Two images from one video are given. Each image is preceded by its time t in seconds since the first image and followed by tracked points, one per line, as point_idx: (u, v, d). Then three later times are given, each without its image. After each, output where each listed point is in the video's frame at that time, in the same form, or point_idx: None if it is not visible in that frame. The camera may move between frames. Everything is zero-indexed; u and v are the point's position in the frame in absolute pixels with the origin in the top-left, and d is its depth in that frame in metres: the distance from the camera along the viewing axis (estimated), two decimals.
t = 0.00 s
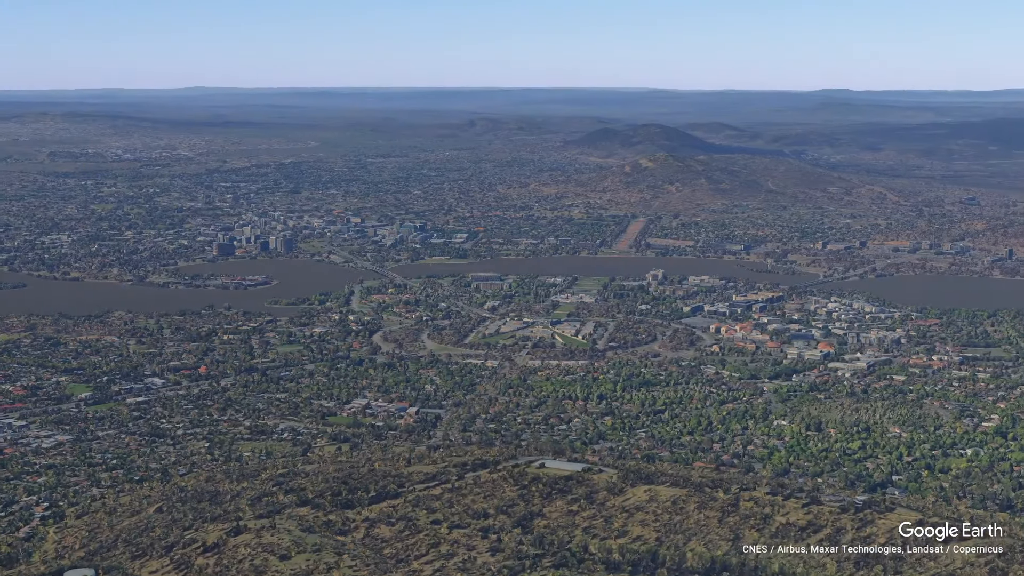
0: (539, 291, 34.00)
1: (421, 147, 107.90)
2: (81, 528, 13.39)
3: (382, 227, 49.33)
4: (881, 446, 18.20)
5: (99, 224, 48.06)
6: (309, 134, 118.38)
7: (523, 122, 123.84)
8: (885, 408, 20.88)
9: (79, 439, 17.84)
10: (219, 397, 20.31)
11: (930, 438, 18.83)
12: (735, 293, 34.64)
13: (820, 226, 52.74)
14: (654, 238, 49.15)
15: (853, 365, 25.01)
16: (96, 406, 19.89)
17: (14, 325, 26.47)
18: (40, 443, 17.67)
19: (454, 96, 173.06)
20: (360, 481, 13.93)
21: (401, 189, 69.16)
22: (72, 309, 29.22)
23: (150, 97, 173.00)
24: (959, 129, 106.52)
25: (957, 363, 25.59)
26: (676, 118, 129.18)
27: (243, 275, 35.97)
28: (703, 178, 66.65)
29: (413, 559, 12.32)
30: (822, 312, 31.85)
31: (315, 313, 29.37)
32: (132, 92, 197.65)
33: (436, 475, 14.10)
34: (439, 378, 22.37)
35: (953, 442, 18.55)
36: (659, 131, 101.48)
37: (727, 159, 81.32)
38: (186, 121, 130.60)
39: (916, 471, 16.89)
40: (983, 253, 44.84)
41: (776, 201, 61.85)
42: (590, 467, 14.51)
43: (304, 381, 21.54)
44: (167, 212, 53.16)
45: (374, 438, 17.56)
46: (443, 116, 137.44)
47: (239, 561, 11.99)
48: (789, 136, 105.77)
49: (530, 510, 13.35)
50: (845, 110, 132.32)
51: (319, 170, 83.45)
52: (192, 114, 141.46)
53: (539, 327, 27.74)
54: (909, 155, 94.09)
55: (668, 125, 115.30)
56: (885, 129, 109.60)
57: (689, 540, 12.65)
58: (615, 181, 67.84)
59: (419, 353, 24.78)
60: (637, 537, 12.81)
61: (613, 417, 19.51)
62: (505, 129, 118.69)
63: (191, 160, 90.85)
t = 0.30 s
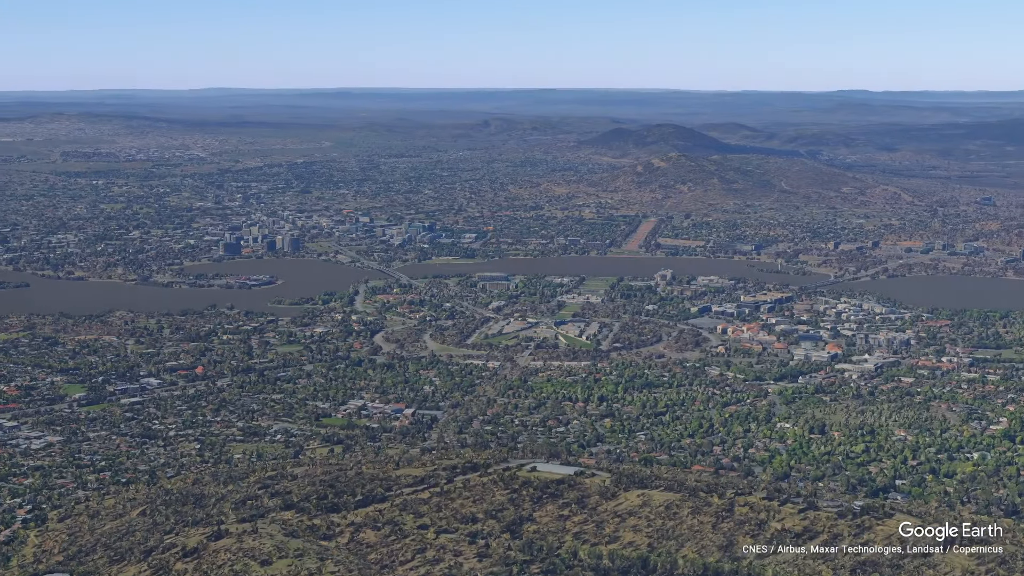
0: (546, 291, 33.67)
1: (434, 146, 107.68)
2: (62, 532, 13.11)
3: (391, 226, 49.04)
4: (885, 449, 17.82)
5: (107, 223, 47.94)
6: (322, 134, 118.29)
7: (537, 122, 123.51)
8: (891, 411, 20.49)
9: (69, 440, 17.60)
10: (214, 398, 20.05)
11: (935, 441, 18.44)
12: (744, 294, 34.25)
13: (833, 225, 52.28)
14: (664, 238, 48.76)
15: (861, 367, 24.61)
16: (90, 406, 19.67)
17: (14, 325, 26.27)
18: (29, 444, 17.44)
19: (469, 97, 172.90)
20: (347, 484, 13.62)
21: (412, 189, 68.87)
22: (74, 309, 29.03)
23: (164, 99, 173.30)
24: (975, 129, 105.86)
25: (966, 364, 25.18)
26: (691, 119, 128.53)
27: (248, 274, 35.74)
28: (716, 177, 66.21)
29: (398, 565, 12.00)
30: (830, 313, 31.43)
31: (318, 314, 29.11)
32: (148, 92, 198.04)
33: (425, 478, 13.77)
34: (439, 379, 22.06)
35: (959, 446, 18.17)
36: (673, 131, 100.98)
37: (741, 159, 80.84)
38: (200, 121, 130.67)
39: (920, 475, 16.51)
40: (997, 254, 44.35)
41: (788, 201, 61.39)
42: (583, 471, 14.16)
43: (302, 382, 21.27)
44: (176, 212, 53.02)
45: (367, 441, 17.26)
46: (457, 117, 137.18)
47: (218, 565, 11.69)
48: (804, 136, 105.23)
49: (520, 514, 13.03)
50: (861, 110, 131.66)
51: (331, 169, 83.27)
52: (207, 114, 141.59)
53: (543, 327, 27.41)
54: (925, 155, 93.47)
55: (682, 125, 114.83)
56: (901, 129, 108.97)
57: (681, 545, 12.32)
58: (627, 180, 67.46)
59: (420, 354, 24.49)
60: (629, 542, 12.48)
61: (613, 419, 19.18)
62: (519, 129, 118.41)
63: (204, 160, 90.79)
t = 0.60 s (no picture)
0: (552, 291, 33.35)
1: (448, 146, 107.42)
2: (42, 536, 12.85)
3: (400, 226, 48.75)
4: (888, 453, 17.46)
5: (115, 223, 47.79)
6: (336, 134, 118.22)
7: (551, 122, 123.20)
8: (896, 413, 20.10)
9: (59, 441, 17.37)
10: (208, 398, 19.81)
11: (940, 444, 18.07)
12: (752, 294, 33.88)
13: (846, 225, 51.82)
14: (675, 238, 48.36)
15: (867, 369, 24.23)
16: (82, 406, 19.44)
17: (14, 325, 26.09)
18: (18, 445, 17.21)
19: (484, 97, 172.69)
20: (333, 487, 13.32)
21: (424, 189, 68.62)
22: (74, 308, 28.85)
23: (179, 99, 173.61)
24: (992, 129, 105.15)
25: (976, 366, 24.77)
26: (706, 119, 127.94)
27: (252, 274, 35.51)
28: (729, 177, 65.76)
29: (380, 569, 11.69)
30: (839, 314, 31.03)
31: (320, 313, 28.85)
32: (164, 93, 198.31)
33: (412, 482, 13.46)
34: (437, 380, 21.76)
35: (965, 450, 17.78)
36: (687, 131, 100.54)
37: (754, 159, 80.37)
38: (214, 121, 130.75)
39: (923, 480, 16.15)
40: (1011, 254, 43.85)
41: (801, 201, 60.92)
42: (574, 474, 13.84)
43: (298, 383, 21.01)
44: (185, 211, 52.86)
45: (360, 443, 16.98)
46: (471, 117, 136.96)
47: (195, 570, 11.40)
48: (820, 136, 104.66)
49: (508, 519, 12.72)
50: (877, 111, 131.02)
51: (343, 169, 83.08)
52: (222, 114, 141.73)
53: (546, 327, 27.09)
54: (941, 155, 92.83)
55: (697, 125, 114.37)
56: (917, 129, 108.32)
57: (673, 551, 11.99)
58: (639, 180, 67.07)
59: (420, 354, 24.20)
60: (619, 547, 12.17)
61: (612, 422, 18.85)
62: (533, 129, 118.10)
63: (217, 160, 90.74)
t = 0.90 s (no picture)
0: (558, 291, 33.03)
1: (460, 146, 107.17)
2: (20, 538, 12.60)
3: (409, 226, 48.48)
4: (891, 456, 17.09)
5: (123, 222, 47.66)
6: (349, 134, 118.11)
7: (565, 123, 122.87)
8: (901, 416, 19.72)
9: (48, 442, 17.15)
10: (201, 399, 19.56)
11: (945, 447, 17.70)
12: (761, 295, 33.49)
13: (858, 225, 51.37)
14: (685, 238, 47.98)
15: (874, 370, 23.86)
16: (75, 407, 19.23)
17: (13, 325, 25.91)
18: (6, 446, 16.99)
19: (499, 99, 172.51)
20: (317, 490, 13.03)
21: (435, 189, 68.36)
22: (75, 307, 28.68)
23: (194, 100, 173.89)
24: (1009, 130, 104.42)
25: (984, 368, 24.37)
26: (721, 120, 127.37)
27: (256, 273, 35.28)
28: (741, 177, 65.33)
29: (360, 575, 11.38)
30: (848, 314, 30.63)
31: (322, 314, 28.61)
32: (181, 94, 198.69)
33: (398, 485, 13.15)
34: (435, 381, 21.48)
35: (970, 453, 17.39)
36: (701, 131, 100.04)
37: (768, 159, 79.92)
38: (228, 121, 130.80)
39: (926, 485, 15.79)
40: None
41: (815, 201, 60.45)
42: (565, 478, 13.51)
43: (294, 383, 20.74)
44: (193, 211, 52.72)
45: (351, 445, 16.69)
46: (486, 117, 136.72)
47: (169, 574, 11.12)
48: (835, 137, 104.09)
49: (494, 523, 12.41)
50: (893, 111, 130.36)
51: (355, 169, 82.89)
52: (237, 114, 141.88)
53: (549, 328, 26.75)
54: (957, 155, 92.19)
55: (711, 126, 113.85)
56: (933, 130, 107.66)
57: (662, 557, 11.65)
58: (650, 179, 66.69)
59: (420, 355, 23.92)
60: (607, 553, 11.83)
61: (610, 423, 18.52)
62: (546, 129, 117.77)
63: (229, 159, 90.69)
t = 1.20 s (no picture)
0: (564, 291, 32.70)
1: (473, 146, 106.89)
2: None
3: (417, 225, 48.19)
4: (893, 459, 16.74)
5: (130, 222, 47.49)
6: (363, 134, 118.05)
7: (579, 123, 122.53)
8: (905, 419, 19.35)
9: (36, 443, 16.91)
10: (193, 399, 19.34)
11: (948, 451, 17.33)
12: (769, 295, 33.11)
13: (871, 225, 50.88)
14: (695, 237, 47.57)
15: (880, 372, 23.46)
16: (66, 407, 18.99)
17: (11, 324, 25.70)
18: None
19: (514, 99, 172.18)
20: (300, 493, 12.74)
21: (446, 189, 68.05)
22: (75, 307, 28.50)
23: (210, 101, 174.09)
24: None
25: (993, 369, 23.96)
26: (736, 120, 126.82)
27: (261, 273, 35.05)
28: (754, 176, 64.89)
29: None
30: (857, 315, 30.21)
31: (323, 314, 28.34)
32: (197, 94, 199.01)
33: (382, 488, 12.85)
34: (433, 382, 21.18)
35: (974, 457, 17.01)
36: (716, 131, 99.51)
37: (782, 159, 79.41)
38: (242, 121, 130.80)
39: (927, 489, 15.43)
40: None
41: (828, 200, 59.97)
42: (553, 482, 13.19)
43: (289, 384, 20.47)
44: (201, 211, 52.53)
45: (342, 447, 16.40)
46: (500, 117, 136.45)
47: None
48: (850, 137, 103.51)
49: (480, 528, 12.10)
50: (910, 112, 129.64)
51: (366, 169, 82.68)
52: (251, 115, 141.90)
53: (551, 328, 26.43)
54: (973, 155, 91.54)
55: (726, 126, 113.34)
56: (949, 130, 106.96)
57: (649, 564, 11.33)
58: (662, 179, 66.29)
59: (420, 355, 23.63)
60: (594, 559, 11.52)
61: (608, 425, 18.20)
62: (559, 129, 117.43)
63: (241, 159, 90.59)
